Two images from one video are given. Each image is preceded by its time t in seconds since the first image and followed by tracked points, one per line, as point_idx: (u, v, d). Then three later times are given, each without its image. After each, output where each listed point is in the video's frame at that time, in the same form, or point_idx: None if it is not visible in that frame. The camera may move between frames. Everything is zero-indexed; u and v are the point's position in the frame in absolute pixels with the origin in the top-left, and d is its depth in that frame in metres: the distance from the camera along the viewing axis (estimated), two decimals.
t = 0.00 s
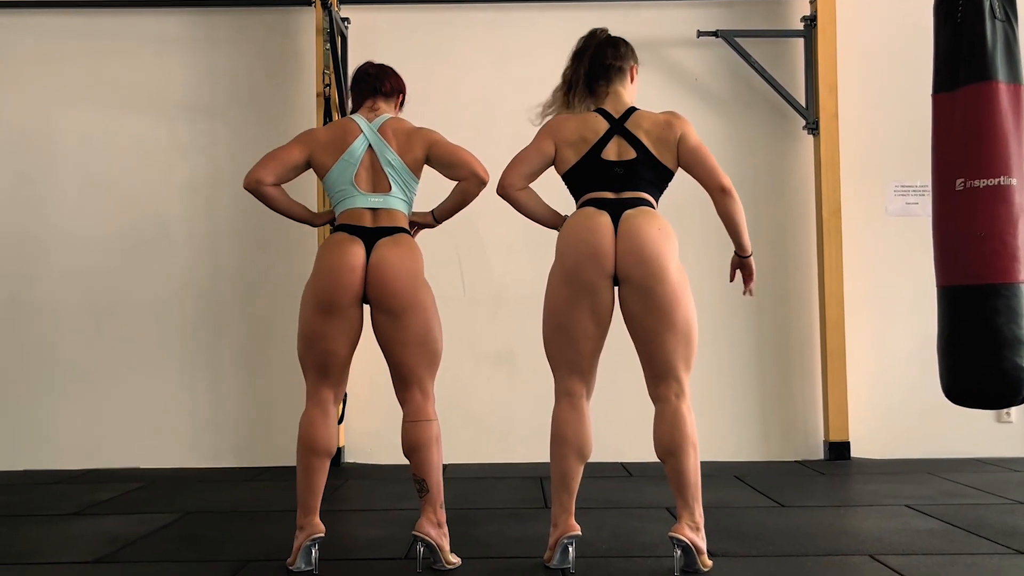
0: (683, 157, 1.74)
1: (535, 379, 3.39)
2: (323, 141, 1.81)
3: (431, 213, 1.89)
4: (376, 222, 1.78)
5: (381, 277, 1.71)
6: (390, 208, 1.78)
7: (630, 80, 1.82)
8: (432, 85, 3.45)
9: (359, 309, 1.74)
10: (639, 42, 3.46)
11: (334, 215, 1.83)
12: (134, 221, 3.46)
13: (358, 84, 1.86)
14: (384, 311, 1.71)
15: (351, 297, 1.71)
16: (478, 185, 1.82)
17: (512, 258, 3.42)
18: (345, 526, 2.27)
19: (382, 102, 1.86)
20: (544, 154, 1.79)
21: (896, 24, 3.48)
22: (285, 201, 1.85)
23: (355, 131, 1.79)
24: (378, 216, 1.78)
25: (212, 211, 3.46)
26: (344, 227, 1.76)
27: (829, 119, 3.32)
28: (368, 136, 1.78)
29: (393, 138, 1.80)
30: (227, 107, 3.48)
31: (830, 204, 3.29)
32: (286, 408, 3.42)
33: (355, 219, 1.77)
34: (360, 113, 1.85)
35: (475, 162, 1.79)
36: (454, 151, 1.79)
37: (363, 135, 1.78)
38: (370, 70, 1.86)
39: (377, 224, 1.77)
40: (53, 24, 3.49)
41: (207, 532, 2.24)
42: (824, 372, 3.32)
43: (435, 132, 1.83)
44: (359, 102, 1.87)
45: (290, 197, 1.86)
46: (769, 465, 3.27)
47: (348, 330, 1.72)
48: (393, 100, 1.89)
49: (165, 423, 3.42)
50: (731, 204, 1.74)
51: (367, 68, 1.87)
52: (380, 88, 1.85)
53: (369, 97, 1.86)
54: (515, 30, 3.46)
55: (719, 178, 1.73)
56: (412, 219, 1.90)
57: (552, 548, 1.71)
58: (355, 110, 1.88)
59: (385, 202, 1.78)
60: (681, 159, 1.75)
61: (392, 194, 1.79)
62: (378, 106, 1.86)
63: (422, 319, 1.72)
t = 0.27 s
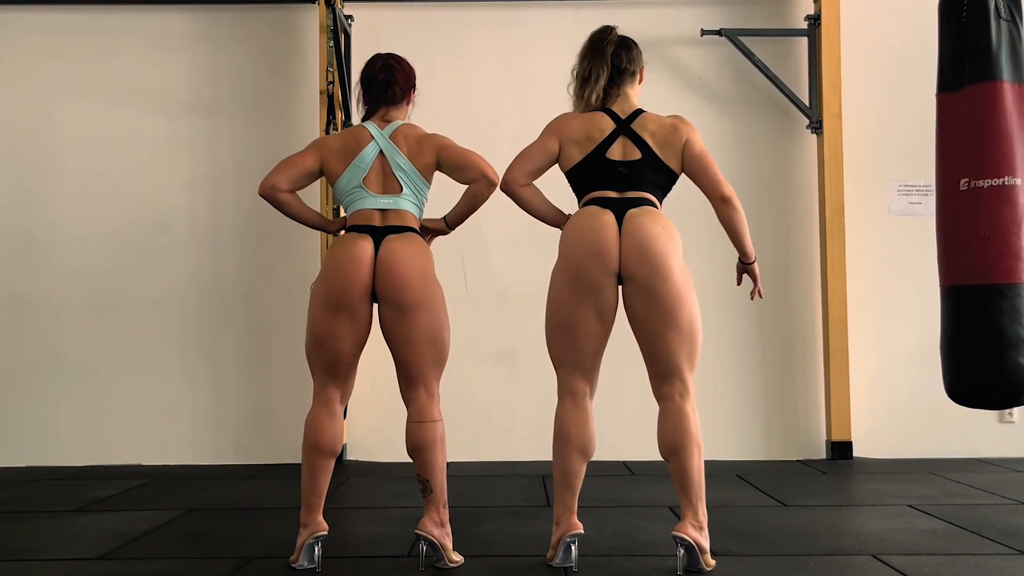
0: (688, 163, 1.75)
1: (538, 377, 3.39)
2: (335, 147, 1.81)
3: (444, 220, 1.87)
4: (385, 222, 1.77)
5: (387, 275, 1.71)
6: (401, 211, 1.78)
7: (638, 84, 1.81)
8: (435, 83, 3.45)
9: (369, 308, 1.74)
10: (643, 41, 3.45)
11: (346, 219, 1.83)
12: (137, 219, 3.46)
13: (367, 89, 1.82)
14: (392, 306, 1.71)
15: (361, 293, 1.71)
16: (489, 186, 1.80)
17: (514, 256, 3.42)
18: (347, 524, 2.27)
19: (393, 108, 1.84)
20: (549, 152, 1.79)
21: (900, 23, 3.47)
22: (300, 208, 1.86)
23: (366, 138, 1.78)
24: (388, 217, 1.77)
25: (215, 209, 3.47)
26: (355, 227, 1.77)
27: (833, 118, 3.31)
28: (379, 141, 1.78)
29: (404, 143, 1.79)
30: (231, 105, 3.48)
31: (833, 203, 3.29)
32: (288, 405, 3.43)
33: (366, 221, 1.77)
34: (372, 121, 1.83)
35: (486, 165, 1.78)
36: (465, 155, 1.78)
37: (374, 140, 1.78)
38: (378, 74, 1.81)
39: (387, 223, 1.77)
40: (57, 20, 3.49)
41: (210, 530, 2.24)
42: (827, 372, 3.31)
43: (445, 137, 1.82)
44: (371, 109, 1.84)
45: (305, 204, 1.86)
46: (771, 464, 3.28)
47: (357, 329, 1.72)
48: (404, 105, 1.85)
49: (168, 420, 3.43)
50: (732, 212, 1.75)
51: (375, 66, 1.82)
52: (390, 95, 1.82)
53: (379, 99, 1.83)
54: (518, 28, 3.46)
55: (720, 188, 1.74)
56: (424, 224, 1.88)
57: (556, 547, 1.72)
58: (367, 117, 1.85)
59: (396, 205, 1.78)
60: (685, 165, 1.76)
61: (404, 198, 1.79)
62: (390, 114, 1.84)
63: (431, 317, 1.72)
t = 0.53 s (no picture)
0: (687, 162, 1.75)
1: (539, 377, 3.39)
2: (341, 147, 1.81)
3: (449, 211, 1.86)
4: (390, 221, 1.77)
5: (390, 274, 1.71)
6: (405, 211, 1.78)
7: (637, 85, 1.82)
8: (437, 82, 3.45)
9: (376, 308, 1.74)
10: (645, 41, 3.45)
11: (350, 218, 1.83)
12: (139, 217, 3.46)
13: (374, 89, 1.82)
14: (395, 306, 1.72)
15: (368, 294, 1.71)
16: (493, 188, 1.79)
17: (515, 256, 3.42)
18: (348, 523, 2.27)
19: (400, 111, 1.83)
20: (548, 152, 1.80)
21: (903, 23, 3.47)
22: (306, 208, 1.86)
23: (370, 139, 1.78)
24: (393, 215, 1.78)
25: (217, 207, 3.47)
26: (360, 226, 1.77)
27: (835, 118, 3.31)
28: (383, 142, 1.78)
29: (410, 145, 1.79)
30: (232, 103, 3.48)
31: (835, 204, 3.29)
32: (289, 403, 3.43)
33: (371, 219, 1.77)
34: (377, 123, 1.83)
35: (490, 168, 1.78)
36: (472, 157, 1.78)
37: (379, 141, 1.78)
38: (385, 78, 1.81)
39: (393, 222, 1.77)
40: (60, 18, 3.50)
41: (210, 528, 2.25)
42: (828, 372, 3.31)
43: (455, 141, 1.81)
44: (377, 110, 1.84)
45: (312, 205, 1.86)
46: (771, 464, 3.28)
47: (362, 329, 1.72)
48: (410, 106, 1.85)
49: (169, 418, 3.43)
50: (731, 212, 1.75)
51: (380, 67, 1.82)
52: (396, 97, 1.81)
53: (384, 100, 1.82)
54: (520, 27, 3.46)
55: (719, 188, 1.74)
56: (430, 218, 1.88)
57: (556, 546, 1.72)
58: (373, 119, 1.85)
59: (401, 205, 1.78)
60: (684, 165, 1.75)
61: (409, 198, 1.79)
62: (395, 116, 1.83)
63: (435, 316, 1.72)
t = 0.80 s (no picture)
0: (687, 162, 1.75)
1: (540, 377, 3.39)
2: (341, 143, 1.81)
3: (449, 204, 1.88)
4: (391, 220, 1.78)
5: (392, 274, 1.71)
6: (406, 209, 1.78)
7: (635, 85, 1.82)
8: (439, 82, 3.45)
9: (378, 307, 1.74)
10: (647, 41, 3.45)
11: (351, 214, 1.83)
12: (140, 216, 3.47)
13: (376, 83, 1.82)
14: (397, 305, 1.72)
15: (371, 296, 1.71)
16: (494, 190, 1.80)
17: (516, 256, 3.42)
18: (348, 522, 2.27)
19: (402, 106, 1.83)
20: (546, 152, 1.80)
21: (905, 24, 3.46)
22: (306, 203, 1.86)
23: (371, 136, 1.79)
24: (394, 213, 1.78)
25: (218, 206, 3.47)
26: (361, 225, 1.77)
27: (836, 120, 3.31)
28: (384, 139, 1.78)
29: (412, 143, 1.79)
30: (234, 102, 3.49)
31: (837, 206, 3.28)
32: (289, 403, 3.44)
33: (371, 217, 1.77)
34: (379, 118, 1.83)
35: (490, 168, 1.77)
36: (474, 157, 1.78)
37: (380, 138, 1.78)
38: (386, 71, 1.81)
39: (395, 221, 1.78)
40: (62, 17, 3.50)
41: (210, 527, 2.25)
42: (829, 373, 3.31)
43: (456, 138, 1.82)
44: (378, 105, 1.84)
45: (311, 200, 1.87)
46: (772, 465, 3.27)
47: (365, 330, 1.72)
48: (412, 100, 1.85)
49: (169, 416, 3.43)
50: (730, 213, 1.75)
51: (382, 64, 1.82)
52: (397, 93, 1.82)
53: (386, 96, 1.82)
54: (522, 27, 3.46)
55: (719, 187, 1.74)
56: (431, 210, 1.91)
57: (555, 547, 1.72)
58: (374, 114, 1.85)
59: (401, 203, 1.78)
60: (684, 165, 1.76)
61: (410, 196, 1.78)
62: (396, 112, 1.83)
63: (437, 316, 1.72)
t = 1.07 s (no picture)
0: (687, 162, 1.75)
1: (540, 377, 3.39)
2: (339, 135, 1.82)
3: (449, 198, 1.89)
4: (389, 219, 1.78)
5: (392, 274, 1.71)
6: (406, 207, 1.78)
7: (635, 85, 1.81)
8: (440, 82, 3.45)
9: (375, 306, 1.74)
10: (649, 42, 3.45)
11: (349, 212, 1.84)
12: (142, 215, 3.47)
13: (375, 80, 1.83)
14: (395, 305, 1.72)
15: (368, 294, 1.71)
16: (497, 172, 1.80)
17: (517, 256, 3.42)
18: (348, 522, 2.27)
19: (400, 104, 1.84)
20: (547, 152, 1.79)
21: (908, 25, 3.46)
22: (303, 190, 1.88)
23: (370, 132, 1.79)
24: (392, 213, 1.78)
25: (219, 206, 3.48)
26: (358, 224, 1.77)
27: (838, 121, 3.31)
28: (384, 136, 1.78)
29: (412, 139, 1.79)
30: (236, 101, 3.49)
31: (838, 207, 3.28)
32: (289, 402, 3.44)
33: (370, 216, 1.77)
34: (377, 115, 1.83)
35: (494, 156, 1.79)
36: (474, 145, 1.78)
37: (379, 135, 1.78)
38: (385, 71, 1.81)
39: (393, 220, 1.77)
40: (65, 16, 3.51)
41: (211, 526, 2.25)
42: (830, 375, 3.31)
43: (453, 130, 1.83)
44: (377, 103, 1.84)
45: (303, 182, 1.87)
46: (772, 466, 3.27)
47: (363, 328, 1.72)
48: (411, 99, 1.85)
49: (170, 415, 3.44)
50: (730, 213, 1.75)
51: (381, 57, 1.82)
52: (396, 90, 1.82)
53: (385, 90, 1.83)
54: (524, 27, 3.46)
55: (719, 188, 1.74)
56: (432, 203, 1.90)
57: (555, 548, 1.72)
58: (373, 111, 1.85)
59: (400, 199, 1.78)
60: (684, 165, 1.75)
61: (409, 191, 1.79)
62: (395, 110, 1.83)
63: (435, 315, 1.73)
